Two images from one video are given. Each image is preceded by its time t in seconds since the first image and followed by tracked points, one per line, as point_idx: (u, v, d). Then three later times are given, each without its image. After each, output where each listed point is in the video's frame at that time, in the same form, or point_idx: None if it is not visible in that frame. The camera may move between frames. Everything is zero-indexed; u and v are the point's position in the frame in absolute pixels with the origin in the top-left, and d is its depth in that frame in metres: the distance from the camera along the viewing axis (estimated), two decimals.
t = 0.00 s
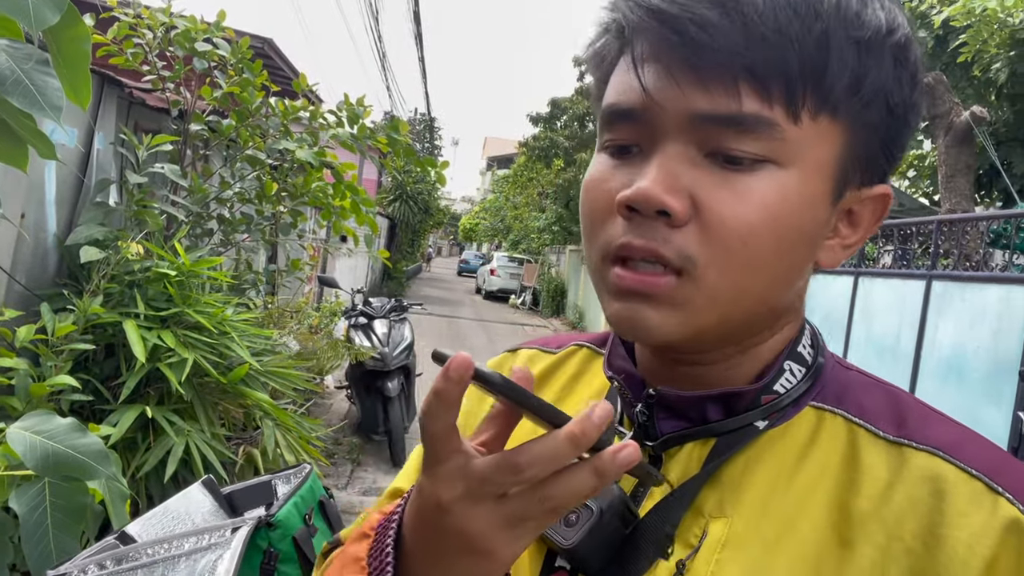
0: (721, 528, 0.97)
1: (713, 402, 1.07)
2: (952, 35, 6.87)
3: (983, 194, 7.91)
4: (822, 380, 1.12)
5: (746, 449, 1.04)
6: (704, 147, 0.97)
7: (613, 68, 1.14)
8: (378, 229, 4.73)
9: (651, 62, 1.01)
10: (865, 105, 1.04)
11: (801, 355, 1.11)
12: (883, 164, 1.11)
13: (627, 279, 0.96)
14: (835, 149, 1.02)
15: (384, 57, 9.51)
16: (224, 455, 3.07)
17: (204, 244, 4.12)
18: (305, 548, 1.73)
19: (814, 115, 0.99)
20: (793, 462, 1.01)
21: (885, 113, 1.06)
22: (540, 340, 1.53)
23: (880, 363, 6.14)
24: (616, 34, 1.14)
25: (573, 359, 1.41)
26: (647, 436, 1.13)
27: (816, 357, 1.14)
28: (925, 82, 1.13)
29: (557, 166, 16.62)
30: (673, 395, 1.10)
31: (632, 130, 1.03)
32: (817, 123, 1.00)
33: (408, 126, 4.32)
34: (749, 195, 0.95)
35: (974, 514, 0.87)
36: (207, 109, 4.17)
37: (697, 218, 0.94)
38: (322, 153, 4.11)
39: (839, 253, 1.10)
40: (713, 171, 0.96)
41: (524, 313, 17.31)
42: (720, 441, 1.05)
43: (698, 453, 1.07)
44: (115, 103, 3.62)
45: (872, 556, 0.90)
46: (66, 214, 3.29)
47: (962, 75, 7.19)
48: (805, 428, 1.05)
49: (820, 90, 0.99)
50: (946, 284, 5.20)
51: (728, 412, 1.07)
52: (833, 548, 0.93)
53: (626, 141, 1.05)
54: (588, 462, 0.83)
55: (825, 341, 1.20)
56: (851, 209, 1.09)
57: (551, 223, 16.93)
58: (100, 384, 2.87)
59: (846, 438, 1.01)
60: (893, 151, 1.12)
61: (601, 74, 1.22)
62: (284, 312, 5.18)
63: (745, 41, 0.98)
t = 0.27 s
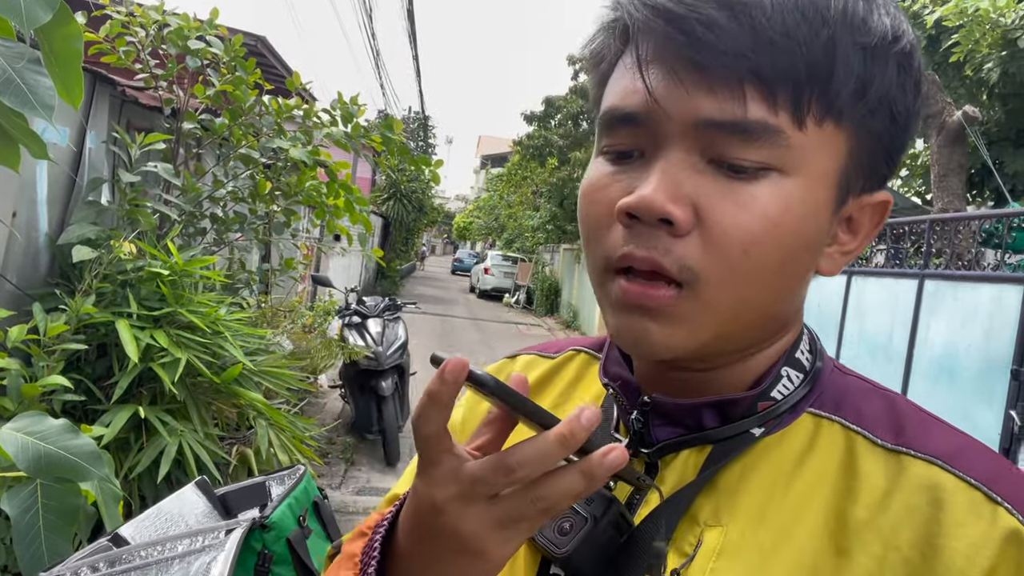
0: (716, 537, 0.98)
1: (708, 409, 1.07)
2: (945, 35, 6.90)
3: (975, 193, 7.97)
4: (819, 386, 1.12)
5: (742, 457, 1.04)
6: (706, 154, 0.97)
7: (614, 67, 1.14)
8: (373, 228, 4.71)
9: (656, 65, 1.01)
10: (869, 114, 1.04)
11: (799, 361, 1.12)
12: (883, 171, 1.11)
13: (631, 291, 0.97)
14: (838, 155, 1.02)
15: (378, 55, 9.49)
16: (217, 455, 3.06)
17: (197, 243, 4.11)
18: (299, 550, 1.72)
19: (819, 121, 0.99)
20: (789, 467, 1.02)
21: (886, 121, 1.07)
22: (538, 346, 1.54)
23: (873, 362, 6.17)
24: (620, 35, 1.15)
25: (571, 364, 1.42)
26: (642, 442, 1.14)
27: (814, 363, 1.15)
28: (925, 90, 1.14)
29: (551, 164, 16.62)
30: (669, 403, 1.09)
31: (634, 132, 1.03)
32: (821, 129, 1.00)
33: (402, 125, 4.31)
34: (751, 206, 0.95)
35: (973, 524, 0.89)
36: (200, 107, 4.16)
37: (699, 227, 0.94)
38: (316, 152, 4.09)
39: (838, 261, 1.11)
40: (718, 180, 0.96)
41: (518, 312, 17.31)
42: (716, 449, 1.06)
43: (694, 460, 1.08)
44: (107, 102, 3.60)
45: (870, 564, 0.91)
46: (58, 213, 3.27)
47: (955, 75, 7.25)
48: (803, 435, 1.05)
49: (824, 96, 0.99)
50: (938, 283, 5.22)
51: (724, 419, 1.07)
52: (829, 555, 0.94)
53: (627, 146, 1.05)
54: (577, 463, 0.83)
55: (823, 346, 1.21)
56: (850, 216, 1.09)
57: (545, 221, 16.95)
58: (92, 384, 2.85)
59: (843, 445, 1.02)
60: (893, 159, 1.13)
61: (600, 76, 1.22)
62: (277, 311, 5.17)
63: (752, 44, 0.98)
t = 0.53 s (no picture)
0: (739, 528, 0.99)
1: (730, 401, 1.08)
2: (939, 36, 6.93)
3: (969, 192, 8.02)
4: (842, 378, 1.13)
5: (763, 449, 1.06)
6: (725, 151, 0.98)
7: (630, 67, 1.15)
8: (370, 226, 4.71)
9: (672, 63, 1.02)
10: (889, 104, 1.04)
11: (821, 353, 1.12)
12: (904, 161, 1.12)
13: (654, 288, 0.98)
14: (859, 147, 1.03)
15: (374, 54, 9.49)
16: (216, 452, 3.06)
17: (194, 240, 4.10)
18: (304, 546, 1.72)
19: (839, 115, 0.99)
20: (811, 459, 1.03)
21: (907, 111, 1.07)
22: (557, 340, 1.55)
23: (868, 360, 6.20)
24: (635, 34, 1.15)
25: (592, 358, 1.43)
26: (664, 434, 1.15)
27: (836, 355, 1.16)
28: (944, 76, 1.14)
29: (546, 163, 16.63)
30: (691, 394, 1.11)
31: (654, 130, 1.04)
32: (841, 122, 1.00)
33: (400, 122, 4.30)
34: (771, 200, 0.96)
35: (999, 514, 0.88)
36: (197, 104, 4.14)
37: (720, 224, 0.95)
38: (314, 149, 4.08)
39: (860, 250, 1.12)
40: (740, 176, 0.97)
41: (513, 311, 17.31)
42: (738, 440, 1.07)
43: (716, 452, 1.09)
44: (104, 98, 3.58)
45: (894, 556, 0.91)
46: (56, 209, 3.25)
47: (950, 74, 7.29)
48: (825, 427, 1.06)
49: (845, 88, 0.99)
50: (932, 282, 5.25)
51: (747, 410, 1.08)
52: (852, 547, 0.94)
53: (646, 144, 1.06)
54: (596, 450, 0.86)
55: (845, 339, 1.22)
56: (872, 206, 1.10)
57: (540, 220, 16.96)
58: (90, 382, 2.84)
59: (866, 437, 1.03)
60: (914, 147, 1.13)
61: (618, 71, 1.23)
62: (274, 309, 5.16)
63: (769, 40, 0.98)
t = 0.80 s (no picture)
0: (746, 519, 0.99)
1: (739, 392, 1.09)
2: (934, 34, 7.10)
3: (965, 191, 8.05)
4: (849, 369, 1.14)
5: (771, 440, 1.06)
6: (731, 148, 0.98)
7: (632, 62, 1.14)
8: (367, 224, 4.71)
9: (673, 62, 1.02)
10: (894, 96, 1.04)
11: (829, 344, 1.14)
12: (908, 151, 1.12)
13: (660, 282, 0.98)
14: (864, 139, 1.03)
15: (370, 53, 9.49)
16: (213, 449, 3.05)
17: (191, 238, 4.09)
18: (304, 541, 1.72)
19: (842, 110, 0.99)
20: (819, 449, 1.03)
21: (912, 102, 1.07)
22: (563, 334, 1.58)
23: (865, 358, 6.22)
24: (636, 29, 1.14)
25: (597, 349, 1.46)
26: (672, 425, 1.17)
27: (844, 345, 1.17)
28: (947, 62, 1.13)
29: (543, 162, 16.63)
30: (698, 385, 1.12)
31: (656, 129, 1.04)
32: (845, 117, 1.00)
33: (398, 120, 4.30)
34: (777, 197, 0.96)
35: (1007, 505, 0.89)
36: (194, 102, 4.13)
37: (726, 223, 0.95)
38: (311, 147, 4.07)
39: (867, 241, 1.14)
40: (746, 176, 0.97)
41: (510, 310, 17.32)
42: (746, 431, 1.07)
43: (722, 443, 1.09)
44: (101, 95, 3.57)
45: (902, 546, 0.92)
46: (53, 207, 3.24)
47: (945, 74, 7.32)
48: (832, 417, 1.07)
49: (850, 83, 0.99)
50: (928, 280, 5.27)
51: (754, 401, 1.09)
52: (860, 536, 0.95)
53: (650, 143, 1.06)
54: (600, 421, 0.88)
55: (852, 329, 1.23)
56: (878, 197, 1.11)
57: (537, 219, 16.97)
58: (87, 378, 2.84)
59: (874, 428, 1.03)
60: (919, 136, 1.13)
61: (619, 65, 1.22)
62: (271, 307, 5.16)
63: (771, 38, 0.97)
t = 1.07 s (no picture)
0: (739, 522, 0.99)
1: (732, 395, 1.10)
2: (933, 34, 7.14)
3: (963, 191, 8.07)
4: (842, 373, 1.14)
5: (764, 442, 1.06)
6: (722, 161, 0.98)
7: (621, 72, 1.13)
8: (365, 224, 4.70)
9: (663, 74, 1.01)
10: (885, 105, 1.03)
11: (822, 348, 1.14)
12: (901, 158, 1.11)
13: (651, 294, 0.99)
14: (856, 148, 1.02)
15: (369, 52, 9.50)
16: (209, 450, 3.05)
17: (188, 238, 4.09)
18: (297, 543, 1.72)
19: (833, 122, 0.99)
20: (812, 452, 1.03)
21: (904, 110, 1.06)
22: (557, 335, 1.58)
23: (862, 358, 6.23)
24: (624, 39, 1.12)
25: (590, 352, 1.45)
26: (665, 427, 1.17)
27: (837, 350, 1.17)
28: (941, 65, 1.11)
29: (542, 161, 16.64)
30: (691, 387, 1.13)
31: (647, 143, 1.04)
32: (836, 129, 0.99)
33: (395, 120, 4.29)
34: (769, 210, 0.96)
35: (999, 509, 0.89)
36: (191, 102, 4.13)
37: (717, 236, 0.95)
38: (309, 147, 4.06)
39: (860, 246, 1.14)
40: (737, 188, 0.97)
41: (509, 310, 17.32)
42: (739, 433, 1.07)
43: (716, 445, 1.09)
44: (97, 95, 3.56)
45: (895, 550, 0.92)
46: (48, 207, 3.24)
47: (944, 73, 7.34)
48: (825, 421, 1.07)
49: (840, 96, 0.98)
50: (926, 279, 5.27)
51: (747, 404, 1.10)
52: (853, 539, 0.95)
53: (641, 153, 1.05)
54: (595, 411, 0.88)
55: (847, 334, 1.23)
56: (871, 203, 1.11)
57: (536, 219, 16.98)
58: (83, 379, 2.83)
59: (866, 432, 1.03)
60: (912, 141, 1.12)
61: (610, 72, 1.21)
62: (269, 307, 5.15)
63: (761, 52, 0.96)
